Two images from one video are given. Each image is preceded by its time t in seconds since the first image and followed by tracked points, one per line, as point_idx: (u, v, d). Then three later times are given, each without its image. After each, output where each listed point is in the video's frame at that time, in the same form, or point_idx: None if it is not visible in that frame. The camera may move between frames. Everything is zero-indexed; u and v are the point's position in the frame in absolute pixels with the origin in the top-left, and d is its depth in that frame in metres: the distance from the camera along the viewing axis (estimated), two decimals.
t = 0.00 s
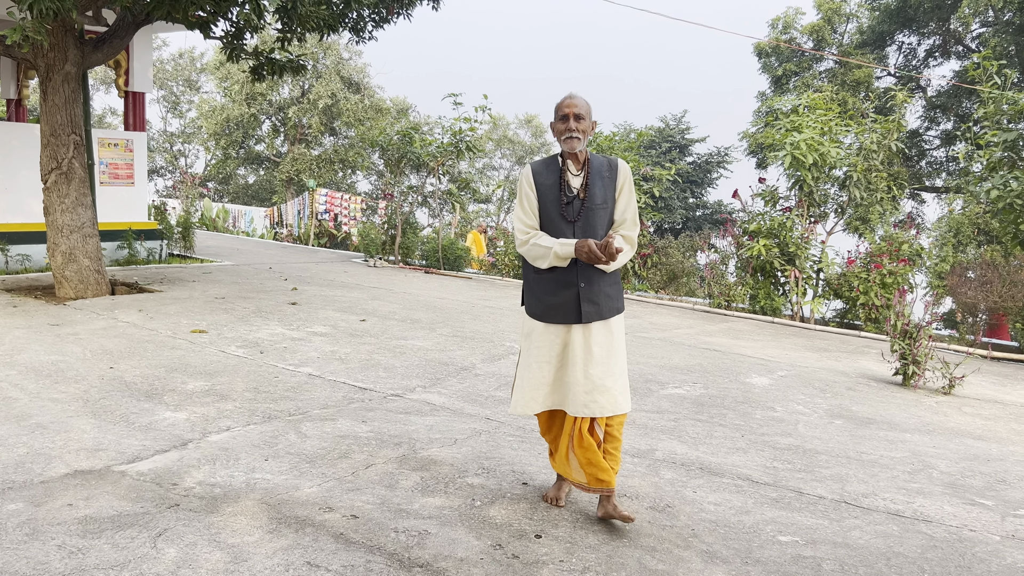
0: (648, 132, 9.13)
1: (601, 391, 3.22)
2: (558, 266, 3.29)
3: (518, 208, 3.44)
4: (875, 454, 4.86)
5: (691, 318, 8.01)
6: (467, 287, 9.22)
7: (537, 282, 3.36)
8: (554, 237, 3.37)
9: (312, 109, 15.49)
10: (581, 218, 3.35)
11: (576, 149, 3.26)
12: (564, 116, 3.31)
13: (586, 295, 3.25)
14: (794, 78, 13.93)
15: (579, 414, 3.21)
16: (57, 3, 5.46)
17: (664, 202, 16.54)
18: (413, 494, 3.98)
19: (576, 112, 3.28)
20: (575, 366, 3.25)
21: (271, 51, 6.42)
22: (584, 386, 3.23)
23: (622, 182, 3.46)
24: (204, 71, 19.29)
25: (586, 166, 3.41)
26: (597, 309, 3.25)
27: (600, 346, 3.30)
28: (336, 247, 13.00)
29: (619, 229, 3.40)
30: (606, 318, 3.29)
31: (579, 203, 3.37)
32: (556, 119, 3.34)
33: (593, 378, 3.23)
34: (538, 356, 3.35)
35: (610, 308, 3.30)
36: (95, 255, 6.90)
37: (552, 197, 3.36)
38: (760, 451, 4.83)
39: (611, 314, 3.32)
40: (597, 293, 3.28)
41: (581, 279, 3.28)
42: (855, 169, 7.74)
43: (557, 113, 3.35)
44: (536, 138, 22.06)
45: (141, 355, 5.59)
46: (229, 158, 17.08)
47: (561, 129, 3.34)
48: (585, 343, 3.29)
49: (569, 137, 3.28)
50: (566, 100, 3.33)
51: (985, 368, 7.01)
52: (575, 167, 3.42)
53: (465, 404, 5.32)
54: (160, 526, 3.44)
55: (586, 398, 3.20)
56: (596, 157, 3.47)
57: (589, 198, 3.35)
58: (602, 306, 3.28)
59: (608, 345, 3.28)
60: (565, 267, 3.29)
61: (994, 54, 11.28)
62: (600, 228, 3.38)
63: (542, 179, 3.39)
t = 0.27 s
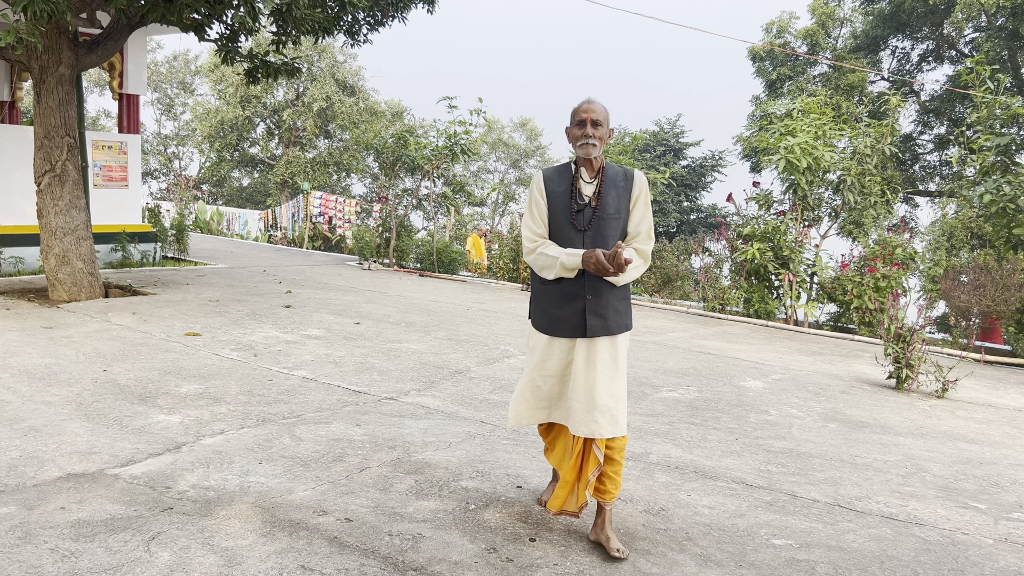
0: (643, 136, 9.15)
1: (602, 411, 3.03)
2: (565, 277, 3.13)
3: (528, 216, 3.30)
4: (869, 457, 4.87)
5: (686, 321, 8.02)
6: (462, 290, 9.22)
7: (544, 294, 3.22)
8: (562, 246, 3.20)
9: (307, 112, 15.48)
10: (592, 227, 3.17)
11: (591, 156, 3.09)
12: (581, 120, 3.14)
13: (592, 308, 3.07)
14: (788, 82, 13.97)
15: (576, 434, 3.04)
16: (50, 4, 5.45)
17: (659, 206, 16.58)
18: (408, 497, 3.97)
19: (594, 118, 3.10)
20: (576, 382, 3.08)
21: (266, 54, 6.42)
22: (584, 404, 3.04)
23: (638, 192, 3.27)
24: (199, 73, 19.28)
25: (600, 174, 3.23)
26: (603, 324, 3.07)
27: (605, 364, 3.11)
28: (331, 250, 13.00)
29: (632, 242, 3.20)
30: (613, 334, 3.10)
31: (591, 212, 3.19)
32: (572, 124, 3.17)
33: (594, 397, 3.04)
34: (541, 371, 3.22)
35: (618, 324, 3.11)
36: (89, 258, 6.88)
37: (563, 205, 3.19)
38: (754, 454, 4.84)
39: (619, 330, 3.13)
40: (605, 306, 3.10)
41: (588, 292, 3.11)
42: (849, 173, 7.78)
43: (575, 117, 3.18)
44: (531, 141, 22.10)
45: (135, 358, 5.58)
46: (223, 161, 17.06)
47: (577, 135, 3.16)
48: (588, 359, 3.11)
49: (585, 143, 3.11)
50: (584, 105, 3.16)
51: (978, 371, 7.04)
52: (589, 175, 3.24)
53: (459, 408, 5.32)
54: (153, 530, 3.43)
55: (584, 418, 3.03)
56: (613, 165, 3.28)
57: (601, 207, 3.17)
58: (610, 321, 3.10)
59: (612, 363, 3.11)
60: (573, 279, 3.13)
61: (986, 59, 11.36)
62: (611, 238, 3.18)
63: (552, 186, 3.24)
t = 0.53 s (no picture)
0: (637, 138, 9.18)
1: (619, 420, 2.85)
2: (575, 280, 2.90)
3: (539, 215, 3.08)
4: (863, 459, 4.88)
5: (681, 323, 8.03)
6: (457, 292, 9.22)
7: (554, 297, 2.99)
8: (574, 247, 2.98)
9: (302, 114, 15.48)
10: (606, 227, 2.94)
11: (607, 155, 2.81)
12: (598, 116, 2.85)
13: (604, 312, 2.84)
14: (783, 85, 14.01)
15: (592, 446, 2.84)
16: (45, 6, 5.43)
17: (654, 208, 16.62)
18: (402, 500, 3.97)
19: (612, 113, 2.81)
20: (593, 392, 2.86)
21: (261, 55, 6.41)
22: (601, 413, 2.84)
23: (657, 190, 3.02)
24: (194, 74, 19.26)
25: (616, 171, 2.99)
26: (614, 328, 2.83)
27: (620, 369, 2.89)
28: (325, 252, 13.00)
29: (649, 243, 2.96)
30: (627, 339, 2.86)
31: (605, 211, 2.96)
32: (589, 120, 2.88)
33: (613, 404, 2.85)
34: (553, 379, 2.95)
35: (632, 329, 2.87)
36: (82, 259, 6.86)
37: (575, 204, 2.97)
38: (748, 457, 4.85)
39: (635, 336, 2.88)
40: (618, 310, 2.86)
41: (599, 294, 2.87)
42: (843, 176, 7.80)
43: (591, 112, 2.89)
44: (526, 143, 22.14)
45: (129, 360, 5.56)
46: (218, 162, 17.05)
47: (593, 131, 2.88)
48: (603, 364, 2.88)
49: (601, 140, 2.81)
50: (601, 99, 2.88)
51: (971, 373, 7.06)
52: (604, 173, 3.00)
53: (454, 410, 5.32)
54: (147, 533, 3.42)
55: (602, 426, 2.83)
56: (630, 162, 3.04)
57: (616, 206, 2.93)
58: (623, 326, 2.85)
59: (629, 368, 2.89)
60: (583, 280, 2.89)
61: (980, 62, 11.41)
62: (627, 239, 2.95)
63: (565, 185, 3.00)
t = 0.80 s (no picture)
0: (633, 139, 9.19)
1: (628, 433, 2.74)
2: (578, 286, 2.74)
3: (541, 217, 2.90)
4: (857, 459, 4.89)
5: (676, 324, 8.04)
6: (452, 292, 9.22)
7: (554, 303, 2.84)
8: (577, 251, 2.81)
9: (297, 114, 15.47)
10: (613, 231, 2.76)
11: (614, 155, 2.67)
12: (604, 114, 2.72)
13: (609, 321, 2.70)
14: (777, 86, 14.04)
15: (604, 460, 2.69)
16: (38, 5, 5.42)
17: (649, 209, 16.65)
18: (396, 499, 3.96)
19: (618, 111, 2.67)
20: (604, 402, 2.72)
21: (256, 55, 6.40)
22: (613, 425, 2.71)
23: (664, 194, 2.87)
24: (188, 75, 19.24)
25: (624, 172, 2.82)
26: (620, 337, 2.70)
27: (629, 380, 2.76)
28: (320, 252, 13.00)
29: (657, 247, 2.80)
30: (634, 349, 2.73)
31: (612, 214, 2.78)
32: (594, 117, 2.74)
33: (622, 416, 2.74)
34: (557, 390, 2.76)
35: (638, 338, 2.74)
36: (76, 259, 6.84)
37: (580, 206, 2.79)
38: (743, 456, 4.85)
39: (640, 345, 2.75)
40: (624, 319, 2.73)
41: (604, 300, 2.73)
42: (837, 177, 7.84)
43: (597, 110, 2.75)
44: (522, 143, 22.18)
45: (122, 360, 5.55)
46: (213, 163, 17.03)
47: (599, 130, 2.74)
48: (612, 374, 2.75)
49: (608, 140, 2.69)
50: (607, 96, 2.73)
51: (965, 373, 7.08)
52: (611, 173, 2.83)
53: (449, 410, 5.31)
54: (140, 532, 3.41)
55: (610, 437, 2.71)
56: (637, 163, 2.88)
57: (624, 208, 2.76)
58: (629, 335, 2.72)
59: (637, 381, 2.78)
60: (588, 287, 2.74)
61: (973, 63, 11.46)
62: (634, 244, 2.79)
63: (569, 186, 2.84)
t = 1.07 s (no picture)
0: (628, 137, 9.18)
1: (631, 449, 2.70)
2: (578, 299, 2.64)
3: (532, 226, 2.81)
4: (851, 457, 4.90)
5: (670, 322, 8.05)
6: (447, 291, 9.22)
7: (550, 316, 2.72)
8: (574, 262, 2.73)
9: (291, 112, 15.45)
10: (611, 239, 2.71)
11: (605, 156, 2.64)
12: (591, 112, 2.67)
13: (613, 334, 2.61)
14: (772, 84, 14.05)
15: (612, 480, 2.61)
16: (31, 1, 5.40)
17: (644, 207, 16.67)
18: (391, 497, 3.96)
19: (606, 111, 2.63)
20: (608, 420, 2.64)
21: (250, 53, 6.39)
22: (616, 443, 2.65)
23: (659, 194, 2.83)
24: (182, 72, 19.19)
25: (616, 175, 2.77)
26: (626, 351, 2.62)
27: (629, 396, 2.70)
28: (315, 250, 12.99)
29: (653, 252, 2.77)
30: (638, 362, 2.66)
31: (608, 221, 2.72)
32: (581, 118, 2.70)
33: (626, 432, 2.69)
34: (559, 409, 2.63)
35: (643, 349, 2.67)
36: (69, 257, 6.82)
37: (575, 214, 2.72)
38: (737, 454, 4.87)
39: (644, 357, 2.68)
40: (627, 331, 2.64)
41: (606, 313, 2.63)
42: (832, 175, 7.86)
43: (584, 109, 2.70)
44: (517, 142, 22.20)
45: (116, 358, 5.54)
46: (207, 161, 16.99)
47: (588, 130, 2.69)
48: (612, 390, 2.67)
49: (597, 141, 2.65)
50: (595, 93, 2.69)
51: (959, 372, 7.10)
52: (603, 176, 2.78)
53: (444, 408, 5.31)
54: (134, 531, 3.40)
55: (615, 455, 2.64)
56: (628, 163, 2.83)
57: (620, 214, 2.71)
58: (634, 347, 2.65)
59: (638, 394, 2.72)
60: (587, 300, 2.63)
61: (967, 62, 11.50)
62: (632, 250, 2.74)
63: (561, 192, 2.77)
